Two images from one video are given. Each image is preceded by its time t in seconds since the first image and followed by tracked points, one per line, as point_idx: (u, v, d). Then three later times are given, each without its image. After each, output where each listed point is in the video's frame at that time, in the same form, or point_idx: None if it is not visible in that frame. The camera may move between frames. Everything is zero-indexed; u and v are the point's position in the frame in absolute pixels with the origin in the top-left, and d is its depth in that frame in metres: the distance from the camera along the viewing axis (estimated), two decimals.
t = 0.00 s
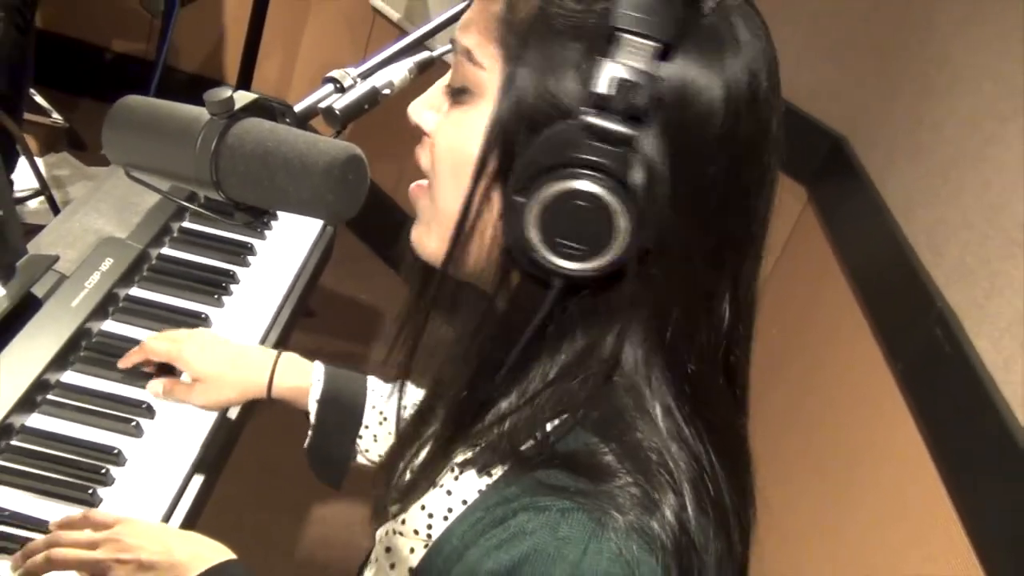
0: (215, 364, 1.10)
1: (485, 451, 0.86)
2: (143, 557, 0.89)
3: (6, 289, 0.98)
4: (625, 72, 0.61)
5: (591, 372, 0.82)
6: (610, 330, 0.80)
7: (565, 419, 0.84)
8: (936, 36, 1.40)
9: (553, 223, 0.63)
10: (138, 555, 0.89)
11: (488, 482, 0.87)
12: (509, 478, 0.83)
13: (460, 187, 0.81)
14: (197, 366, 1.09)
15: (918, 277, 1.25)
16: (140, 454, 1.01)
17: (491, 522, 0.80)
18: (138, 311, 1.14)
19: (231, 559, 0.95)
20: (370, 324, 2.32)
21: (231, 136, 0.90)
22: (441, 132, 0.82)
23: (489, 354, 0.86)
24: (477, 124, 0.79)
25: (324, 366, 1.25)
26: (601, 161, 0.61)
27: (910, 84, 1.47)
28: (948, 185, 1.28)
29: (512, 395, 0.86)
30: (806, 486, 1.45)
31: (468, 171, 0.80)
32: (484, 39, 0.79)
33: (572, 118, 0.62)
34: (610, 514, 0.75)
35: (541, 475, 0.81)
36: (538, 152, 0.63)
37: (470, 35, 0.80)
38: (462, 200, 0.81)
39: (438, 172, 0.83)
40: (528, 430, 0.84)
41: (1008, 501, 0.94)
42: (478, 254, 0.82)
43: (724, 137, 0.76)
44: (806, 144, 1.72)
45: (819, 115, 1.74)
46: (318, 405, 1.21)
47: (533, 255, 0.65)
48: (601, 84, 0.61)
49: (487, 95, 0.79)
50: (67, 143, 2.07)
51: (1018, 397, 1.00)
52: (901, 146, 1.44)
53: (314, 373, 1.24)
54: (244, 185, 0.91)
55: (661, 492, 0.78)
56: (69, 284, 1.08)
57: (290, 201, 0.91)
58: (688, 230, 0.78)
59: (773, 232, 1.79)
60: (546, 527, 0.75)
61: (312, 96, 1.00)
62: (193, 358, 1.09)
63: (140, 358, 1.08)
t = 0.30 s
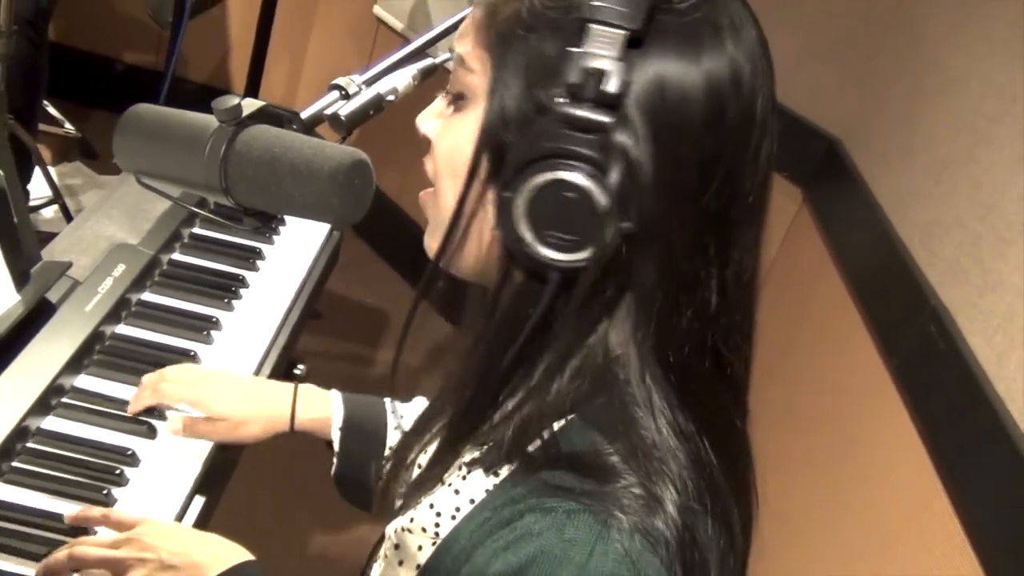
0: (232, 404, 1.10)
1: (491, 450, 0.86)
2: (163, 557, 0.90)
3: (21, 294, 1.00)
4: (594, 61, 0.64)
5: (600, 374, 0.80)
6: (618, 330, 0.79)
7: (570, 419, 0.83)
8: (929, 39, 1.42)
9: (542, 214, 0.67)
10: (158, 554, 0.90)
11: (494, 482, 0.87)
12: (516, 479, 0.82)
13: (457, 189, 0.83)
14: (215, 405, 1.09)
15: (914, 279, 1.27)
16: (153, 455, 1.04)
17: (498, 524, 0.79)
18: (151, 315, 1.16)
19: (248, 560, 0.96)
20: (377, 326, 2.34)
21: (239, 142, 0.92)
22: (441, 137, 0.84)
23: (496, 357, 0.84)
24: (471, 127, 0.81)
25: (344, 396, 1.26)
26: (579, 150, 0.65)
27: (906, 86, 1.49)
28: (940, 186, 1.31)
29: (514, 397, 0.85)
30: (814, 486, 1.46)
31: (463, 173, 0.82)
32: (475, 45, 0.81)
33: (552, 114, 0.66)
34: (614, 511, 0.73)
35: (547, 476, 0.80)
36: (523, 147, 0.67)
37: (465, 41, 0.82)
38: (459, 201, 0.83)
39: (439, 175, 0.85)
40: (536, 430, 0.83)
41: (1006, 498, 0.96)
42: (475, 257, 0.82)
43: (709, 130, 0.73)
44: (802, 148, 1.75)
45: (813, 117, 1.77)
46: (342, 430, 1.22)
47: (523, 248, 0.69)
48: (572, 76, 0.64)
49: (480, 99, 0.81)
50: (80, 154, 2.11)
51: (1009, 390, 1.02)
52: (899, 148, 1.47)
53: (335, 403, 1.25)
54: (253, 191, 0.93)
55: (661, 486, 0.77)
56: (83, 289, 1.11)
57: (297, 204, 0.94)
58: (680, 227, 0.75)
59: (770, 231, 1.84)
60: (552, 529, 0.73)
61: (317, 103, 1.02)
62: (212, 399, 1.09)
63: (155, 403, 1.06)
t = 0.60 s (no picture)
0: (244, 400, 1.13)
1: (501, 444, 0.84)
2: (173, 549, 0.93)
3: (36, 298, 1.02)
4: (660, 74, 0.67)
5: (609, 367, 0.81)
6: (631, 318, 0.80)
7: (580, 411, 0.82)
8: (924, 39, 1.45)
9: (600, 225, 0.68)
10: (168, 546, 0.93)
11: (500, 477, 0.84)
12: (526, 470, 0.80)
13: (487, 200, 0.81)
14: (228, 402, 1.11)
15: (909, 276, 1.30)
16: (165, 453, 1.06)
17: (506, 517, 0.77)
18: (162, 317, 1.19)
19: (259, 553, 0.97)
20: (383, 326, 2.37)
21: (249, 146, 0.94)
22: (466, 147, 0.81)
23: (518, 357, 0.84)
24: (503, 136, 0.79)
25: (353, 392, 1.29)
26: (647, 161, 0.67)
27: (904, 87, 1.52)
28: (935, 185, 1.34)
29: (533, 391, 0.84)
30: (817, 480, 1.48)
31: (496, 183, 0.79)
32: (500, 51, 0.78)
33: (608, 126, 0.68)
34: (621, 505, 0.72)
35: (557, 468, 0.77)
36: (577, 159, 0.68)
37: (485, 46, 0.79)
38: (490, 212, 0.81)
39: (459, 186, 0.82)
40: (543, 422, 0.82)
41: (1007, 498, 0.96)
42: (505, 276, 0.81)
43: (743, 131, 0.78)
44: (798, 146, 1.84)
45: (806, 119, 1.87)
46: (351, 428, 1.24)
47: (582, 257, 0.70)
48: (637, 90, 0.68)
49: (509, 105, 0.79)
50: (93, 160, 2.15)
51: (1002, 382, 1.05)
52: (898, 147, 1.49)
53: (344, 399, 1.28)
54: (262, 193, 0.96)
55: (665, 480, 0.75)
56: (96, 292, 1.13)
57: (306, 207, 0.96)
58: (719, 218, 0.80)
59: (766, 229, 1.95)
60: (560, 521, 0.71)
61: (323, 108, 1.04)
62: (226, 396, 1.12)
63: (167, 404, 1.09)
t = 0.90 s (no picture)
0: (253, 391, 1.16)
1: (495, 429, 0.84)
2: (182, 542, 0.95)
3: (48, 297, 1.05)
4: (634, 113, 0.65)
5: (595, 372, 0.80)
6: (610, 322, 0.79)
7: (564, 401, 0.81)
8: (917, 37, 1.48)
9: (573, 251, 0.69)
10: (176, 539, 0.95)
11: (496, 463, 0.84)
12: (515, 459, 0.81)
13: (472, 209, 0.82)
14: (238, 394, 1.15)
15: (903, 274, 1.33)
16: (176, 447, 1.09)
17: (502, 500, 0.78)
18: (172, 315, 1.21)
19: (264, 545, 1.01)
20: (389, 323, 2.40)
21: (253, 148, 0.97)
22: (452, 155, 0.82)
23: (504, 357, 0.85)
24: (488, 151, 0.80)
25: (361, 392, 1.31)
26: (617, 198, 0.67)
27: (903, 85, 1.55)
28: (927, 183, 1.37)
29: (522, 388, 0.84)
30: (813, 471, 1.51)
31: (480, 195, 0.81)
32: (490, 66, 0.79)
33: (585, 154, 0.68)
34: (612, 485, 0.74)
35: (546, 454, 0.79)
36: (553, 185, 0.68)
37: (476, 58, 0.80)
38: (475, 220, 0.82)
39: (447, 190, 0.83)
40: (532, 413, 0.82)
41: (1002, 493, 0.97)
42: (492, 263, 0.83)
43: (719, 150, 0.78)
44: (790, 144, 1.96)
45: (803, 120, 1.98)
46: (358, 425, 1.27)
47: (555, 278, 0.72)
48: (611, 127, 0.66)
49: (495, 122, 0.79)
50: (102, 164, 2.18)
51: (991, 371, 1.08)
52: (895, 144, 1.52)
53: (352, 395, 1.31)
54: (267, 193, 0.99)
55: (658, 466, 0.77)
56: (106, 292, 1.16)
57: (309, 206, 0.99)
58: (697, 232, 0.81)
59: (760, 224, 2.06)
60: (553, 500, 0.74)
61: (326, 110, 1.08)
62: (237, 388, 1.15)
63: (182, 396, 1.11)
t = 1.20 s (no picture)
0: (259, 364, 1.18)
1: (486, 405, 0.86)
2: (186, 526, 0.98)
3: (57, 293, 1.06)
4: (623, 130, 0.67)
5: (583, 362, 0.83)
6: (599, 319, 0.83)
7: (550, 383, 0.84)
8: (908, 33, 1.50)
9: (565, 259, 0.72)
10: (181, 524, 0.97)
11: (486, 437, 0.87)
12: (501, 437, 0.83)
13: (467, 212, 0.84)
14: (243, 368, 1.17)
15: (894, 268, 1.35)
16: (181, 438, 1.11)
17: (492, 472, 0.80)
18: (179, 309, 1.24)
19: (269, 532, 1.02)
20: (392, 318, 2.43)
21: (255, 145, 0.99)
22: (443, 160, 0.83)
23: (502, 350, 0.87)
24: (480, 159, 0.81)
25: (365, 361, 1.34)
26: (606, 211, 0.70)
27: (896, 81, 1.56)
28: (919, 180, 1.39)
29: (512, 369, 0.86)
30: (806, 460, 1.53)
31: (474, 199, 0.83)
32: (481, 77, 0.80)
33: (575, 166, 0.69)
34: (600, 459, 0.77)
35: (530, 430, 0.81)
36: (545, 198, 0.70)
37: (466, 67, 0.81)
38: (469, 223, 0.84)
39: (441, 193, 0.85)
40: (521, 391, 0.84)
41: (988, 479, 1.00)
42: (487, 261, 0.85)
43: (706, 156, 0.79)
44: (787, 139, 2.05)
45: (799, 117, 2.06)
46: (360, 394, 1.30)
47: (547, 282, 0.74)
48: (601, 143, 0.68)
49: (487, 132, 0.81)
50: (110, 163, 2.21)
51: (980, 363, 1.10)
52: (888, 139, 1.54)
53: (355, 365, 1.33)
54: (269, 189, 1.01)
55: (646, 448, 0.79)
56: (114, 287, 1.19)
57: (310, 200, 1.01)
58: (692, 238, 0.82)
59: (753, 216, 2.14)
60: (544, 472, 0.76)
61: (327, 108, 1.10)
62: (242, 363, 1.17)
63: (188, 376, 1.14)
